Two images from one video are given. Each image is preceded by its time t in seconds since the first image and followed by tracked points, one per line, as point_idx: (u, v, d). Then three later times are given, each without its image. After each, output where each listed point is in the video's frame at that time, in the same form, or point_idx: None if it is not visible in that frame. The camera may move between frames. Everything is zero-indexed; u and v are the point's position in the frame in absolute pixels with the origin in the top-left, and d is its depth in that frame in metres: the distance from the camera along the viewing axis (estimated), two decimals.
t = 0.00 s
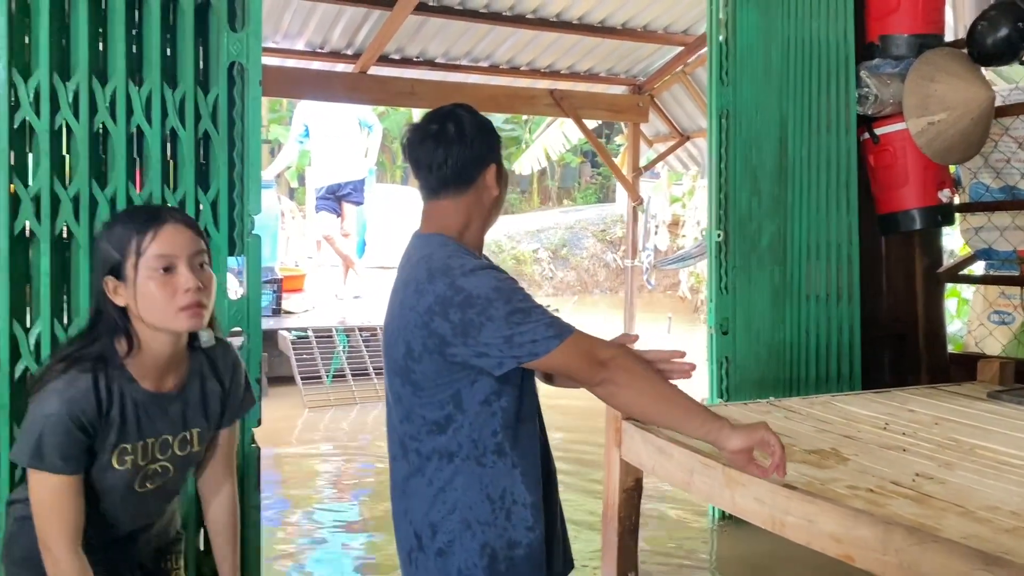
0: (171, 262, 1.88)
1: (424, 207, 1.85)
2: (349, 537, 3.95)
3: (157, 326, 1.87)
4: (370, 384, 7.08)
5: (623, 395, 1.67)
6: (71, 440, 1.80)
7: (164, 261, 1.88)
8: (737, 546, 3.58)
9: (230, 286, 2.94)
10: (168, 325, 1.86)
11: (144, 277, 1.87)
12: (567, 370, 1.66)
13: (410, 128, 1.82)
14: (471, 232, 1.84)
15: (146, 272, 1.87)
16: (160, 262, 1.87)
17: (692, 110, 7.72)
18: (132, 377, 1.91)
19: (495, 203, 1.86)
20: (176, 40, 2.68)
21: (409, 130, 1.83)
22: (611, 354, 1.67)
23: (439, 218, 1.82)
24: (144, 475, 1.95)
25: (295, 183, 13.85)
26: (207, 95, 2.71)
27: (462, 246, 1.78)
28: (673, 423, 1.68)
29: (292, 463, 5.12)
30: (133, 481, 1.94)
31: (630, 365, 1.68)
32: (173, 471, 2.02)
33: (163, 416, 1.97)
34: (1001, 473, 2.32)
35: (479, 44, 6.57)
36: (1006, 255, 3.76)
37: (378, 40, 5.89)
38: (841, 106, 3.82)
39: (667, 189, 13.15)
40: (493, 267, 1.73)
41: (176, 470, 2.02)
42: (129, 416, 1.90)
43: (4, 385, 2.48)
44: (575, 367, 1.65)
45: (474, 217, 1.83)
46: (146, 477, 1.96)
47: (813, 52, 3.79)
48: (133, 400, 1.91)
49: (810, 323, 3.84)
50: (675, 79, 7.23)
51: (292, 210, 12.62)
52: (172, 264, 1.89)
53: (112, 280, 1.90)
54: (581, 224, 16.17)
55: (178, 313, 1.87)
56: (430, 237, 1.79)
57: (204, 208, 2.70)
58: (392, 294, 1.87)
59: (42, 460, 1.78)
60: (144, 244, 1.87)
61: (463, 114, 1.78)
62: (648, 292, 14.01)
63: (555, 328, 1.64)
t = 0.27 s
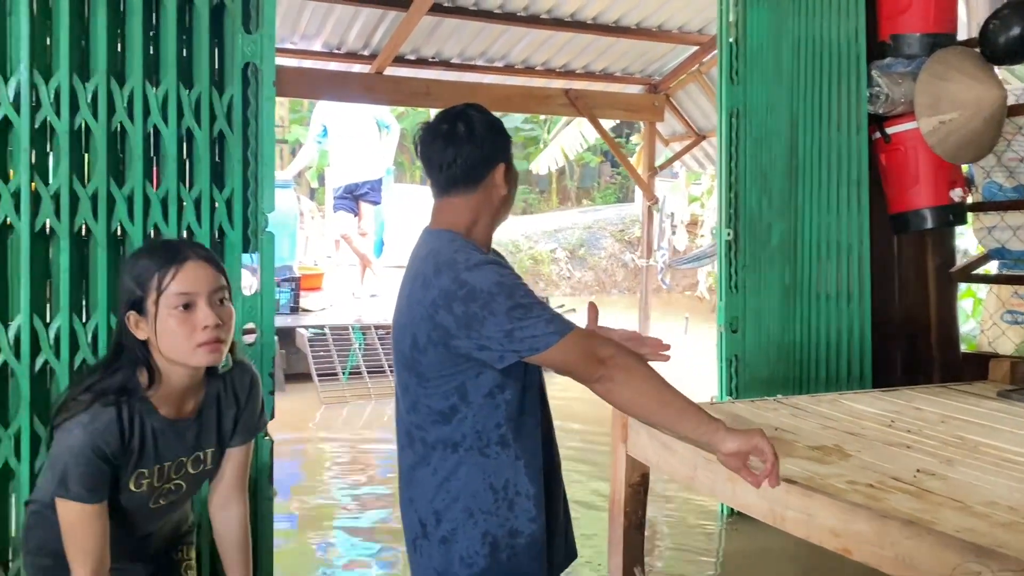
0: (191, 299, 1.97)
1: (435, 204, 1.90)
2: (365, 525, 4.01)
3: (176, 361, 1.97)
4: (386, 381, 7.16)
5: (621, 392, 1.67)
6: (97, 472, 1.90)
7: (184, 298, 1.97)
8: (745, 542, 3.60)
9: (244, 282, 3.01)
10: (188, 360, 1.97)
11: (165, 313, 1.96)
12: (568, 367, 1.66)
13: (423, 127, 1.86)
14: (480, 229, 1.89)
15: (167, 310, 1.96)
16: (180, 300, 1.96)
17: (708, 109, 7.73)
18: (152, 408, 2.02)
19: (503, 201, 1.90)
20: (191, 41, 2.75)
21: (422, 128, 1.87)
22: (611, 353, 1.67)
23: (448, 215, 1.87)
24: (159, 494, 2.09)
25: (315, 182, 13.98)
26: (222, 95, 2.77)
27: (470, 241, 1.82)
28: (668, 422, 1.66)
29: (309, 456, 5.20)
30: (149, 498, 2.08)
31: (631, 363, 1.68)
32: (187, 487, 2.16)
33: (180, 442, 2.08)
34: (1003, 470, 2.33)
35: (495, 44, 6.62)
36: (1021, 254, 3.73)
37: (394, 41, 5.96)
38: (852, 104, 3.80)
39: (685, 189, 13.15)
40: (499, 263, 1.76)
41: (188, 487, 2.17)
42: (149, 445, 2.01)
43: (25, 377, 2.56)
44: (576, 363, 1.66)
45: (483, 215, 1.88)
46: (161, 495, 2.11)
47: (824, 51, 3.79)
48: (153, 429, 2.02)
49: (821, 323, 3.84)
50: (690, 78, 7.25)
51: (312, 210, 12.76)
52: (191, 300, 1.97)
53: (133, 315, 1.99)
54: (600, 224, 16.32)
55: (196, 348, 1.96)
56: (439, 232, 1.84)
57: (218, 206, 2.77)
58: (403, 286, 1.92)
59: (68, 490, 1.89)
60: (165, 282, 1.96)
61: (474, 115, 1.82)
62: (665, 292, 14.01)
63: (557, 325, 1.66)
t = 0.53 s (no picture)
0: (193, 264, 1.80)
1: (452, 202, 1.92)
2: (380, 517, 4.09)
3: (177, 326, 1.80)
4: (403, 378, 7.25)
5: (627, 392, 1.64)
6: (101, 430, 1.74)
7: (185, 261, 1.80)
8: (754, 539, 3.63)
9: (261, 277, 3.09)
10: (187, 327, 1.79)
11: (167, 277, 1.79)
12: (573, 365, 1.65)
13: (440, 126, 1.88)
14: (495, 226, 1.90)
15: (167, 275, 1.80)
16: (183, 263, 1.79)
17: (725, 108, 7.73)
18: (158, 369, 1.85)
19: (519, 200, 1.92)
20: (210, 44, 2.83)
21: (440, 128, 1.89)
22: (618, 353, 1.65)
23: (464, 211, 1.88)
24: (173, 461, 1.90)
25: (336, 183, 14.13)
26: (239, 96, 2.85)
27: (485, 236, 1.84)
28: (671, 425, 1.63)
29: (327, 450, 5.29)
30: (163, 467, 1.89)
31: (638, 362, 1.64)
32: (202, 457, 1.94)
33: (191, 407, 1.90)
34: (1005, 465, 2.34)
35: (511, 44, 6.68)
36: None
37: (410, 42, 6.04)
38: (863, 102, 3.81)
39: (704, 189, 13.14)
40: (517, 260, 1.75)
41: (206, 457, 1.95)
42: (156, 406, 1.84)
43: (48, 369, 2.64)
44: (581, 361, 1.64)
45: (499, 213, 1.89)
46: (176, 462, 1.91)
47: (835, 50, 3.81)
48: (160, 392, 1.85)
49: (830, 322, 3.87)
50: (707, 78, 7.27)
51: (333, 209, 12.90)
52: (192, 266, 1.80)
53: (135, 277, 1.83)
54: (619, 223, 16.31)
55: (194, 314, 1.79)
56: (455, 229, 1.85)
57: (236, 203, 2.84)
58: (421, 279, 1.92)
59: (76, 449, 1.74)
60: (168, 246, 1.79)
61: (491, 113, 1.84)
62: (684, 292, 14.01)
63: (570, 324, 1.65)
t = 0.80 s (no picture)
0: (198, 219, 1.82)
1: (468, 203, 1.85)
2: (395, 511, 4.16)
3: (183, 278, 1.82)
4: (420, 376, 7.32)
5: (627, 397, 1.63)
6: (110, 377, 1.75)
7: (189, 218, 1.82)
8: (765, 537, 3.65)
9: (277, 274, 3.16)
10: (190, 279, 1.81)
11: (171, 234, 1.82)
12: (577, 366, 1.62)
13: (459, 126, 1.82)
14: (511, 228, 1.83)
15: (174, 229, 1.83)
16: (186, 220, 1.82)
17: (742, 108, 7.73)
18: (168, 321, 1.85)
19: (536, 204, 1.86)
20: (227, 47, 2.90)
21: (459, 127, 1.83)
22: (621, 357, 1.63)
23: (482, 213, 1.81)
24: (189, 416, 1.86)
25: (357, 183, 14.25)
26: (256, 98, 2.92)
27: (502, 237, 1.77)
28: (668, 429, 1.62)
29: (345, 446, 5.37)
30: (180, 423, 1.85)
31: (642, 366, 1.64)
32: (219, 417, 1.90)
33: (203, 361, 1.88)
34: (1010, 464, 2.35)
35: (528, 45, 6.72)
36: None
37: (427, 44, 6.10)
38: (875, 101, 3.84)
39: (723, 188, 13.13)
40: (529, 259, 1.69)
41: (224, 416, 1.91)
42: (167, 357, 1.83)
43: (70, 362, 2.72)
44: (588, 362, 1.61)
45: (518, 215, 1.83)
46: (193, 418, 1.87)
47: (848, 50, 3.83)
48: (170, 343, 1.85)
49: (841, 321, 3.90)
50: (724, 78, 7.27)
51: (353, 209, 13.03)
52: (198, 220, 1.82)
53: (145, 231, 1.86)
54: (639, 223, 16.32)
55: (197, 266, 1.80)
56: (470, 227, 1.77)
57: (252, 203, 2.91)
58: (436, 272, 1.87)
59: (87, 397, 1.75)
60: (173, 203, 1.82)
61: (512, 115, 1.77)
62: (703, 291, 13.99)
63: (577, 326, 1.61)
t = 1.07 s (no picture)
0: (216, 198, 1.86)
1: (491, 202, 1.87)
2: (414, 507, 4.21)
3: (201, 257, 1.84)
4: (440, 375, 7.37)
5: (635, 397, 1.67)
6: (133, 353, 1.76)
7: (208, 199, 1.85)
8: (782, 535, 3.66)
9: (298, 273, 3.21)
10: (208, 255, 1.83)
11: (190, 214, 1.84)
12: (587, 365, 1.65)
13: (486, 126, 1.85)
14: (533, 227, 1.84)
15: (193, 210, 1.85)
16: (205, 200, 1.85)
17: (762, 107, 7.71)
18: (188, 298, 1.86)
19: (558, 204, 1.87)
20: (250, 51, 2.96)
21: (486, 127, 1.86)
22: (630, 358, 1.66)
23: (505, 211, 1.83)
24: (217, 389, 1.85)
25: (378, 183, 14.35)
26: (277, 100, 2.98)
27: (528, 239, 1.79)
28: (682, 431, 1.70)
29: (365, 443, 5.43)
30: (208, 397, 1.84)
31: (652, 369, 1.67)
32: (247, 391, 1.89)
33: (227, 336, 1.88)
34: None
35: (546, 46, 6.76)
36: None
37: (446, 45, 6.15)
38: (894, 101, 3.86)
39: (744, 188, 13.09)
40: (544, 256, 1.72)
41: (251, 390, 1.90)
42: (190, 333, 1.84)
43: (98, 359, 2.80)
44: (599, 361, 1.64)
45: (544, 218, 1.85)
46: (221, 392, 1.86)
47: (865, 50, 3.84)
48: (193, 320, 1.85)
49: (858, 319, 3.91)
50: (743, 77, 7.27)
51: (374, 209, 13.13)
52: (216, 200, 1.86)
53: (164, 212, 1.88)
54: (659, 222, 16.32)
55: (216, 244, 1.83)
56: (491, 225, 1.80)
57: (273, 203, 2.97)
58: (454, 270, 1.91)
59: (112, 375, 1.76)
60: (191, 183, 1.86)
61: (536, 115, 1.80)
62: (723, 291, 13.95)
63: (589, 324, 1.63)
